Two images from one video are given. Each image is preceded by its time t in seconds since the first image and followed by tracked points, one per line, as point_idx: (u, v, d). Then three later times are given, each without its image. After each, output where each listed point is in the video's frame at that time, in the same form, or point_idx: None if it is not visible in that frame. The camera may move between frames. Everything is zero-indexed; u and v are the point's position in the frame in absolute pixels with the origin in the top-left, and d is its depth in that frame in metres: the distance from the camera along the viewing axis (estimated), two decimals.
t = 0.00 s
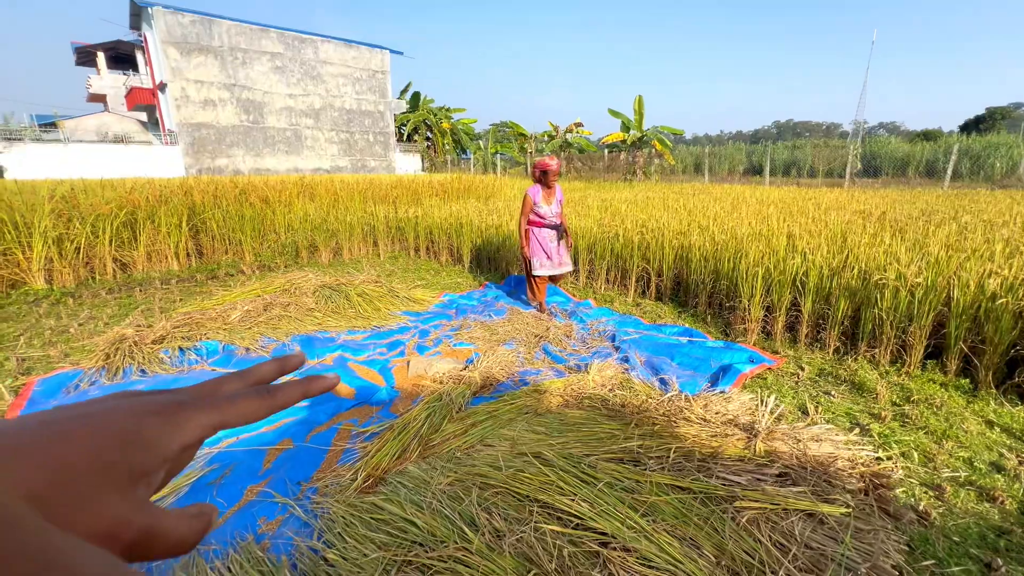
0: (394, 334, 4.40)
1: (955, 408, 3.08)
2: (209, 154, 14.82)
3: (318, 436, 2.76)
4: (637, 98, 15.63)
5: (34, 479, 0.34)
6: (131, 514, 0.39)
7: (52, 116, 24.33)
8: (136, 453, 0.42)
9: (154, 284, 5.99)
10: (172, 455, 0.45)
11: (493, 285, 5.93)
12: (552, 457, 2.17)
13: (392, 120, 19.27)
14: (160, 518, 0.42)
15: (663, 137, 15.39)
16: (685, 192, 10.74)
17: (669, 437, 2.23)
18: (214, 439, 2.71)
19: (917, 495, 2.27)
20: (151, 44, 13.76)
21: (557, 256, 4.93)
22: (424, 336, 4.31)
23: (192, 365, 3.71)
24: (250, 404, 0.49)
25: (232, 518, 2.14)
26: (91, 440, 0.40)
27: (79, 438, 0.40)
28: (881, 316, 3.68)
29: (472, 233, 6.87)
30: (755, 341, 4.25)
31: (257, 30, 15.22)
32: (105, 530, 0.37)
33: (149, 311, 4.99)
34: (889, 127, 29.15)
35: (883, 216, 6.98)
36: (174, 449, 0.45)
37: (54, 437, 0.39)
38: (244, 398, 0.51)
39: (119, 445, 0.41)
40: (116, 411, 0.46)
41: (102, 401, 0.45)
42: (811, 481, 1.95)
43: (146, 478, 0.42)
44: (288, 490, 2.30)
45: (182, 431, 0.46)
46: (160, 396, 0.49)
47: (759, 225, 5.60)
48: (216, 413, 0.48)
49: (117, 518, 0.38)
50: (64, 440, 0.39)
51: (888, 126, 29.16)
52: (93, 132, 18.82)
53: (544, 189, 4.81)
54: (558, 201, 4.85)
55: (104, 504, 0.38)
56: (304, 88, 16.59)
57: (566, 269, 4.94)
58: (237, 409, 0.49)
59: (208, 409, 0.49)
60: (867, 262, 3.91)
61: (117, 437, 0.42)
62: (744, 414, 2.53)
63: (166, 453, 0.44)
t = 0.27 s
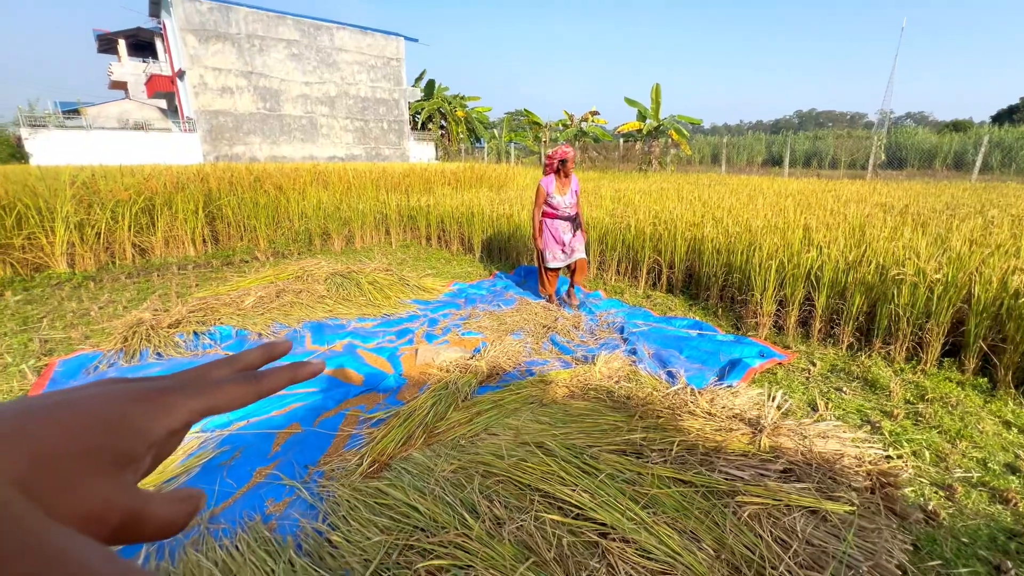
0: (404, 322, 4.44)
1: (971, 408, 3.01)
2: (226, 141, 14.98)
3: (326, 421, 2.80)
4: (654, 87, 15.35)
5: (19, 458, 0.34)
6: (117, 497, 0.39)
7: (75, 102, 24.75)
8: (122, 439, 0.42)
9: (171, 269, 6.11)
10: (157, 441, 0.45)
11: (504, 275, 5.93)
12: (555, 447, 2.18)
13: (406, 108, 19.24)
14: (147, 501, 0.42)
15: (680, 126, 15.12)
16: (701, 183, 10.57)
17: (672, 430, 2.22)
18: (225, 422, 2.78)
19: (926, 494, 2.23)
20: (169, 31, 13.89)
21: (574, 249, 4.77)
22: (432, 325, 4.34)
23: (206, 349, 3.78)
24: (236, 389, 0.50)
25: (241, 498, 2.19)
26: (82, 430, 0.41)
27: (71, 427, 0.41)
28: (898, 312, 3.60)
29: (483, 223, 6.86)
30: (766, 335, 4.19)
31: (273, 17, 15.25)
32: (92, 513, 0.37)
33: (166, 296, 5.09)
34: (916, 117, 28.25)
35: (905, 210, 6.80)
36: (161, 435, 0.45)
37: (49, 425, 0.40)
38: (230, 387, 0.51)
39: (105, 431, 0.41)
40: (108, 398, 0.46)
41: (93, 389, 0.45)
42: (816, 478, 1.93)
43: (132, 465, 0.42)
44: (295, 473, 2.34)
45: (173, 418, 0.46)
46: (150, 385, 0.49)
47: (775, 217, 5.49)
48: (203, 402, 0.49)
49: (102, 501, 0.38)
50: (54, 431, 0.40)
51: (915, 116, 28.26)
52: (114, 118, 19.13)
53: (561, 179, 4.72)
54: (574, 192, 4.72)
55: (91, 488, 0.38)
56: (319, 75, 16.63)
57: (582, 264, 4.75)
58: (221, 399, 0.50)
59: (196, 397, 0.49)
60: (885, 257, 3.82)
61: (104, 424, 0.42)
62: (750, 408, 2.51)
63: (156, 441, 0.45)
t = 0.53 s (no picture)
0: (414, 308, 4.48)
1: (989, 407, 2.92)
2: (248, 127, 15.20)
3: (333, 403, 2.86)
4: (677, 73, 15.00)
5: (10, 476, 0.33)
6: (122, 515, 0.37)
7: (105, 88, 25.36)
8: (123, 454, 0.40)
9: (192, 252, 6.27)
10: (161, 456, 0.43)
11: (516, 263, 5.93)
12: (554, 434, 2.19)
13: (425, 95, 19.19)
14: (154, 515, 0.40)
15: (703, 114, 14.77)
16: (722, 173, 10.34)
17: (673, 420, 2.21)
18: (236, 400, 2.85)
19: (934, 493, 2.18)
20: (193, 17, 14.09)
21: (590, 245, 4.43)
22: (442, 311, 4.37)
23: (221, 330, 3.89)
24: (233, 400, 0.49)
25: (249, 474, 2.25)
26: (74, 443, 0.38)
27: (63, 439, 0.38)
28: (918, 307, 3.49)
29: (497, 211, 6.85)
30: (779, 329, 4.11)
31: (295, 3, 15.30)
32: (93, 534, 0.34)
33: (185, 278, 5.23)
34: (954, 106, 27.03)
35: (934, 202, 6.55)
36: (163, 450, 0.43)
37: (36, 441, 0.37)
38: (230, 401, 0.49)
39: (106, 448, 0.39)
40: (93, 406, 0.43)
41: (80, 403, 0.42)
42: (816, 472, 1.90)
43: (136, 480, 0.40)
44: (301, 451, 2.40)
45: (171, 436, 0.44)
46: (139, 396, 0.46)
47: (795, 208, 5.35)
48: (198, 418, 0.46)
49: (107, 519, 0.36)
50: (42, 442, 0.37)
51: (953, 105, 27.03)
52: (141, 104, 19.56)
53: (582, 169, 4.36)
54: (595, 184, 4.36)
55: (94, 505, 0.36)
56: (339, 62, 16.68)
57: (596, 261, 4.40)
58: (218, 415, 0.47)
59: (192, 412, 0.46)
60: (907, 250, 3.69)
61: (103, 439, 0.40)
62: (755, 401, 2.47)
63: (148, 461, 0.42)
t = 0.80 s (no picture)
0: (427, 295, 4.53)
1: (1011, 406, 2.82)
2: (272, 116, 15.45)
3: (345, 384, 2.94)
4: (702, 61, 14.66)
5: None
6: None
7: (136, 77, 26.01)
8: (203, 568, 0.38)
9: (215, 237, 6.45)
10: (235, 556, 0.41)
11: (530, 252, 5.93)
12: (557, 419, 2.21)
13: (446, 83, 19.16)
14: None
15: (727, 104, 14.42)
16: (745, 164, 10.10)
17: (676, 409, 2.21)
18: (252, 379, 2.95)
19: (946, 491, 2.12)
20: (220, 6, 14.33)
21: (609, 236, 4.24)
22: (454, 298, 4.42)
23: (240, 312, 4.00)
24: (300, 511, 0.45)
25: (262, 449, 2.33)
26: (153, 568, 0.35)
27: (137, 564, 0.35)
28: (940, 302, 3.37)
29: (513, 200, 6.84)
30: (795, 322, 4.04)
31: None
32: None
33: (208, 262, 5.39)
34: (998, 95, 25.76)
35: (968, 195, 6.29)
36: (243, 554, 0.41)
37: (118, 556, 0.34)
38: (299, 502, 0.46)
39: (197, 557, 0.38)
40: (155, 503, 0.40)
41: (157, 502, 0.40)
42: (820, 464, 1.88)
43: None
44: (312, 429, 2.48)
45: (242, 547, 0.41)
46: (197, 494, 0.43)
47: (817, 200, 5.21)
48: (265, 524, 0.44)
49: None
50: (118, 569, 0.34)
51: (998, 94, 25.75)
52: (170, 92, 20.03)
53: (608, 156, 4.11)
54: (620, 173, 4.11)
55: None
56: (361, 50, 16.75)
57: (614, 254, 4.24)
58: (287, 522, 0.45)
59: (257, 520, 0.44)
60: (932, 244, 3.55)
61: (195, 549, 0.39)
62: (763, 392, 2.45)
63: (220, 575, 0.39)
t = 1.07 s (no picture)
0: (441, 287, 4.58)
1: None
2: (293, 109, 15.68)
3: (359, 372, 3.01)
4: (725, 55, 14.38)
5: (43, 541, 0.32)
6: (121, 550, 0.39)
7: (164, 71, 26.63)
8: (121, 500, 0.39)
9: (236, 228, 6.60)
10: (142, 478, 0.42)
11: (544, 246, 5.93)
12: (565, 411, 2.24)
13: (465, 77, 19.16)
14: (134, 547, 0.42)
15: (750, 98, 14.12)
16: (767, 159, 9.90)
17: (684, 403, 2.21)
18: (270, 365, 3.03)
19: (960, 494, 2.08)
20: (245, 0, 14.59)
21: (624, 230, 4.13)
22: (467, 290, 4.45)
23: (260, 301, 4.10)
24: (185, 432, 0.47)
25: (278, 433, 2.41)
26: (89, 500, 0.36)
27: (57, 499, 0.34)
28: (964, 302, 3.26)
29: (528, 194, 6.84)
30: (812, 321, 3.97)
31: None
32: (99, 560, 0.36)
33: (230, 252, 5.53)
34: None
35: (1001, 193, 6.06)
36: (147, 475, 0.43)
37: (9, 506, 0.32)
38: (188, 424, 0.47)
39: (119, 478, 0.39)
40: (42, 453, 0.38)
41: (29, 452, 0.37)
42: (828, 462, 1.87)
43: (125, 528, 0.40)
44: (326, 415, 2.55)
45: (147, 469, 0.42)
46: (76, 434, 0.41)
47: (839, 196, 5.09)
48: (160, 448, 0.45)
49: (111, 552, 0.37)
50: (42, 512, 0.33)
51: None
52: (196, 86, 20.47)
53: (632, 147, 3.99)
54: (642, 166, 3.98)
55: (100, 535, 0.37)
56: (381, 44, 16.84)
57: (624, 248, 4.14)
58: (174, 444, 0.46)
59: (157, 447, 0.44)
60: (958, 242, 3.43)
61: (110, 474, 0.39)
62: (774, 390, 2.43)
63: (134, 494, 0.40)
